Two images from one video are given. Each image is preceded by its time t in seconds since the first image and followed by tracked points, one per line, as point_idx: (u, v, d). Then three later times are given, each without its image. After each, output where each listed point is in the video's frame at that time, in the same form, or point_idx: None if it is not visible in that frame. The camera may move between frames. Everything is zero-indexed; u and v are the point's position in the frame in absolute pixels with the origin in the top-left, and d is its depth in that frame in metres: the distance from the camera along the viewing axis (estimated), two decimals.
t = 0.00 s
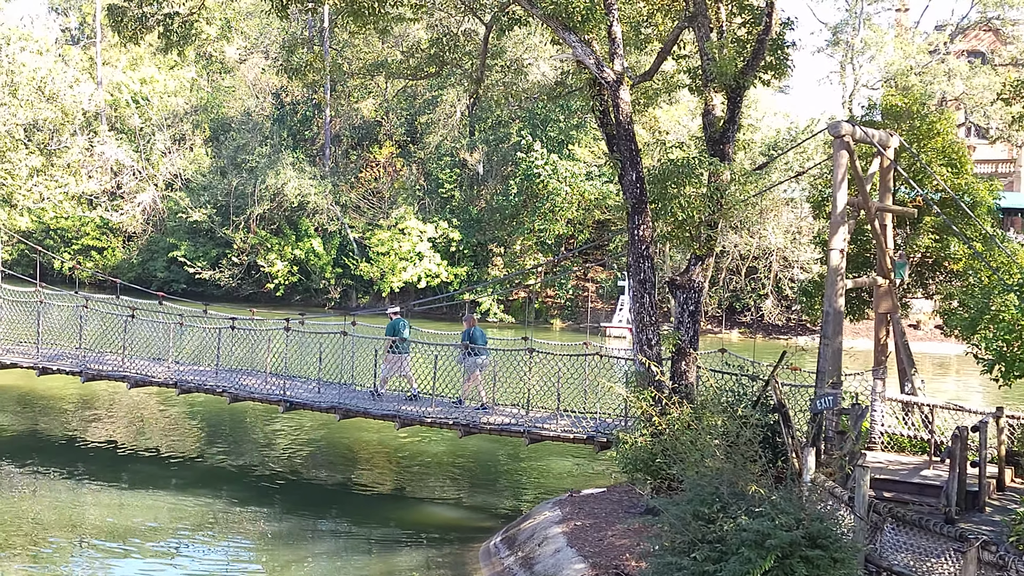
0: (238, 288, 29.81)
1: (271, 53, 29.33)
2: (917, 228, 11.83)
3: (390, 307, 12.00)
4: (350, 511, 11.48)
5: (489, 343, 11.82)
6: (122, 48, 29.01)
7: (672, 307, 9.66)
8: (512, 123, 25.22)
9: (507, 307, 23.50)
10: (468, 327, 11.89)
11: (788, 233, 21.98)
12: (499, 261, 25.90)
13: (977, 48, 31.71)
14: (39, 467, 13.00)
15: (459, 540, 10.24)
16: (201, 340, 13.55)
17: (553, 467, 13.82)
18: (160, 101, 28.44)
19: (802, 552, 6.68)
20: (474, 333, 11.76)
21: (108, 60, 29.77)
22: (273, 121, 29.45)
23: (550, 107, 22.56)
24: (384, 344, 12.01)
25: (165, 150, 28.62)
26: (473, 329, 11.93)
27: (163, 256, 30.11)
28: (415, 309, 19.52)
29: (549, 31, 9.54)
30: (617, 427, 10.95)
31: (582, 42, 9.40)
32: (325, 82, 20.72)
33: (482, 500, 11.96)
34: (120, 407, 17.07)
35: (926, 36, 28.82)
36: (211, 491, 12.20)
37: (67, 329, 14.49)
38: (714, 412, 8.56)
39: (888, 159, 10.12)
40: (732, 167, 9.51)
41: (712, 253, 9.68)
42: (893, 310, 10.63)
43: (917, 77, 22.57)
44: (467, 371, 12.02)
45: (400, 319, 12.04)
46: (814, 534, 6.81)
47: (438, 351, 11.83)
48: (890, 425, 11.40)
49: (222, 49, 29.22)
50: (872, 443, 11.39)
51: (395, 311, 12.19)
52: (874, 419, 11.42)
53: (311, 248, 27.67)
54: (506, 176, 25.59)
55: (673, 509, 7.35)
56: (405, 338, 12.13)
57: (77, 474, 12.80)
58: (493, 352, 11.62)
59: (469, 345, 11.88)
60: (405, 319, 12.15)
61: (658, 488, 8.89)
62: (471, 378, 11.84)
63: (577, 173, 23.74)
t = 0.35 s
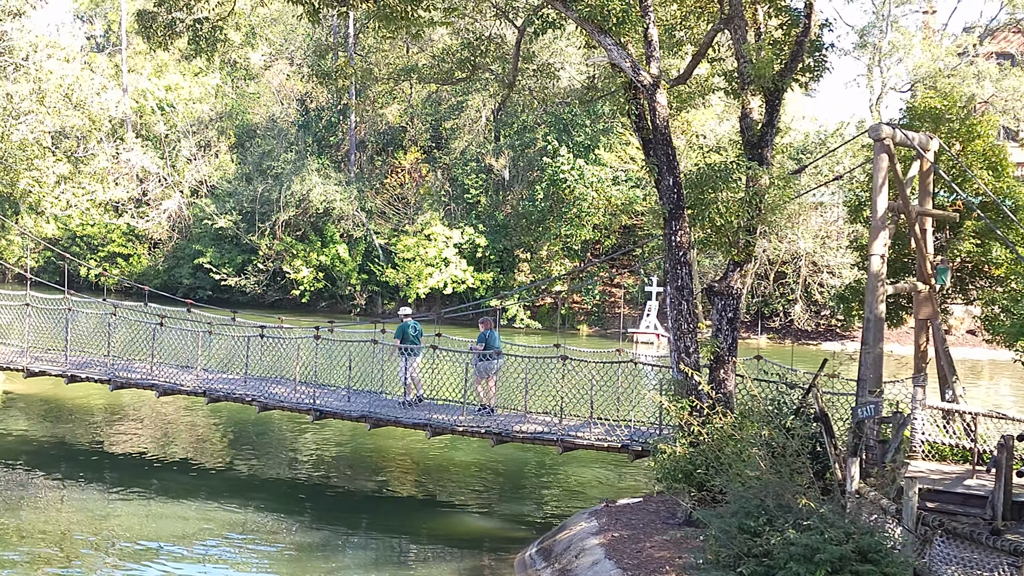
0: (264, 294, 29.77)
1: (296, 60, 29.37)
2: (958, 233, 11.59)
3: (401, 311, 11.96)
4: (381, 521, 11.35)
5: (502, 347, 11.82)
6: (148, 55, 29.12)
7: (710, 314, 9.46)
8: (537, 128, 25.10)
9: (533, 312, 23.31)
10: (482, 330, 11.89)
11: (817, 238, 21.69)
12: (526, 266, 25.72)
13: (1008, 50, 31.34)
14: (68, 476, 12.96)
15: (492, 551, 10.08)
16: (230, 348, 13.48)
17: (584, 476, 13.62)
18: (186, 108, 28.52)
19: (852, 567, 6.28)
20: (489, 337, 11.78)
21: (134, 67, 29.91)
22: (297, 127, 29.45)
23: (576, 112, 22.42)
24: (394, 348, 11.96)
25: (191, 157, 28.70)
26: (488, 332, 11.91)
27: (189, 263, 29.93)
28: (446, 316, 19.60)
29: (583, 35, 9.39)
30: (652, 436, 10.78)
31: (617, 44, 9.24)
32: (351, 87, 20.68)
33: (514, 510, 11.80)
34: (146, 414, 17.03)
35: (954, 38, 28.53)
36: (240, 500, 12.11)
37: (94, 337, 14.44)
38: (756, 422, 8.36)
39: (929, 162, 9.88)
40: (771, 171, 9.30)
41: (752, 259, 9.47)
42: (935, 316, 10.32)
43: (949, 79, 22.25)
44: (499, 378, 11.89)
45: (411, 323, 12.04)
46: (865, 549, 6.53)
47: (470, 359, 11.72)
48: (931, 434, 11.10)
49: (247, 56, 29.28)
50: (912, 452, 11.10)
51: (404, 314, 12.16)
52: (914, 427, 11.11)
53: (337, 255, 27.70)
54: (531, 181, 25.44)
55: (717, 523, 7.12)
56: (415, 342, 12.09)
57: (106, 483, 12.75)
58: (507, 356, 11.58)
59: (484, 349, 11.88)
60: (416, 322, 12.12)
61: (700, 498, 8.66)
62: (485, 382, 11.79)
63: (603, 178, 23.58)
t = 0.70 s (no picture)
0: (281, 297, 29.65)
1: (312, 62, 29.35)
2: (989, 234, 11.38)
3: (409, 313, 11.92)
4: (404, 527, 11.22)
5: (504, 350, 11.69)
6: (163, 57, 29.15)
7: (740, 317, 9.27)
8: (555, 129, 24.95)
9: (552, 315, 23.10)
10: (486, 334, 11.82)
11: (840, 239, 21.44)
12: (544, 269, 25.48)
13: None
14: (88, 481, 12.88)
15: (517, 559, 9.94)
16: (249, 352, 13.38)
17: (608, 481, 13.44)
18: (201, 110, 28.52)
19: None
20: (491, 341, 11.69)
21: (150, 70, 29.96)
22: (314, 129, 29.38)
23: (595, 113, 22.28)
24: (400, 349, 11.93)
25: (207, 159, 28.67)
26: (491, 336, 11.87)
27: (205, 266, 29.96)
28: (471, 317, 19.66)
29: (610, 34, 9.26)
30: (679, 441, 10.61)
31: (645, 44, 9.11)
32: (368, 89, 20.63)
33: (539, 516, 11.65)
34: (165, 418, 16.95)
35: (973, 36, 28.22)
36: (261, 506, 12.00)
37: (113, 341, 14.36)
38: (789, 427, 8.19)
39: (961, 162, 9.63)
40: (801, 171, 9.10)
41: (782, 261, 9.27)
42: (966, 318, 9.94)
43: (972, 77, 21.99)
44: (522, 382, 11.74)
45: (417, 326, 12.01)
46: (908, 560, 6.29)
47: (494, 362, 11.65)
48: (963, 437, 10.68)
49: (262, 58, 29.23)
50: (944, 456, 10.76)
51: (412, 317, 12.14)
52: (945, 430, 10.72)
53: (354, 257, 27.44)
54: (549, 182, 25.23)
55: (755, 532, 6.91)
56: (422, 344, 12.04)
57: (126, 488, 12.66)
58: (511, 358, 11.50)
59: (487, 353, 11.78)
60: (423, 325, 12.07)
61: (734, 507, 8.49)
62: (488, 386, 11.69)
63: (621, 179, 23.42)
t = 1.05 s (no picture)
0: (301, 300, 29.57)
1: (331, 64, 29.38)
2: None
3: (420, 316, 11.83)
4: (429, 534, 11.09)
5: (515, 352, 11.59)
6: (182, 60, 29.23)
7: (775, 321, 9.08)
8: (575, 130, 24.82)
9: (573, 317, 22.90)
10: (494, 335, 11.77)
11: (864, 239, 21.18)
12: (564, 271, 25.22)
13: None
14: (110, 486, 12.81)
15: (545, 566, 9.78)
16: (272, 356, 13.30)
17: (635, 485, 13.27)
18: (220, 112, 28.56)
19: None
20: (502, 343, 11.62)
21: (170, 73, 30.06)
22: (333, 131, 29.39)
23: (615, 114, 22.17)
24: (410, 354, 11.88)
25: (226, 162, 28.68)
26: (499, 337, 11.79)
27: (225, 268, 29.98)
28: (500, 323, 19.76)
29: (641, 33, 9.12)
30: (710, 446, 10.43)
31: (678, 42, 8.96)
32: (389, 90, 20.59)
33: (565, 521, 11.48)
34: (185, 422, 16.88)
35: (997, 35, 27.92)
36: (285, 511, 11.91)
37: (134, 344, 14.28)
38: (827, 433, 8.00)
39: (997, 161, 9.32)
40: (837, 171, 8.90)
41: (817, 263, 9.06)
42: (1002, 322, 9.54)
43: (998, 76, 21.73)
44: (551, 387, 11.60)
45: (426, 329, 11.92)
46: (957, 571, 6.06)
47: (519, 366, 11.51)
48: (1000, 444, 10.34)
49: (281, 60, 29.21)
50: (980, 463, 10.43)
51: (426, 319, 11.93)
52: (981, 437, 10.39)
53: (373, 259, 27.33)
54: (570, 183, 25.06)
55: (796, 542, 6.71)
56: (431, 347, 11.96)
57: (148, 493, 12.58)
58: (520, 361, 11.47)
59: (496, 355, 11.70)
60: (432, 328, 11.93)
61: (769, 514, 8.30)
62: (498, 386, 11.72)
63: (642, 180, 23.33)
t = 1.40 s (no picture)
0: (319, 299, 29.45)
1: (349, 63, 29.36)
2: None
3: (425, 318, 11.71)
4: (453, 538, 10.94)
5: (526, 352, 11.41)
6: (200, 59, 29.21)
7: (809, 323, 8.87)
8: (594, 129, 24.68)
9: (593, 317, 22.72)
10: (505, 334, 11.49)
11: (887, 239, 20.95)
12: (584, 271, 25.03)
13: None
14: (130, 488, 12.72)
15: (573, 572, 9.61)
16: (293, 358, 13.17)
17: (658, 488, 13.09)
18: (238, 112, 28.51)
19: None
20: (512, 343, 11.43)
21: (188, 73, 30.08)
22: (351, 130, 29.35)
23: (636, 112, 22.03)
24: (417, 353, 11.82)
25: (244, 161, 28.67)
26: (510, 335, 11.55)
27: (242, 268, 29.94)
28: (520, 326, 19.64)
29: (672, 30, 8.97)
30: (739, 450, 10.26)
31: (711, 39, 8.79)
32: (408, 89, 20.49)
33: (590, 525, 11.32)
34: (204, 423, 16.77)
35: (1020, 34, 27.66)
36: (306, 514, 11.77)
37: (152, 345, 14.16)
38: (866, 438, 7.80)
39: None
40: (873, 170, 8.69)
41: (853, 264, 8.82)
42: None
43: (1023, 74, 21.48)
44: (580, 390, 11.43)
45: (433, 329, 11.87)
46: None
47: (544, 367, 11.36)
48: None
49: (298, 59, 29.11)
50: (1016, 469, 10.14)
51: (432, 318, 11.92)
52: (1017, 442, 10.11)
53: (392, 259, 27.20)
54: (589, 183, 24.89)
55: (837, 551, 6.52)
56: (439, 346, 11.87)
57: (168, 496, 12.48)
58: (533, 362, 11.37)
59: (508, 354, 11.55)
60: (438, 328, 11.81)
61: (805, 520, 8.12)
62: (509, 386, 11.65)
63: (662, 180, 23.20)
